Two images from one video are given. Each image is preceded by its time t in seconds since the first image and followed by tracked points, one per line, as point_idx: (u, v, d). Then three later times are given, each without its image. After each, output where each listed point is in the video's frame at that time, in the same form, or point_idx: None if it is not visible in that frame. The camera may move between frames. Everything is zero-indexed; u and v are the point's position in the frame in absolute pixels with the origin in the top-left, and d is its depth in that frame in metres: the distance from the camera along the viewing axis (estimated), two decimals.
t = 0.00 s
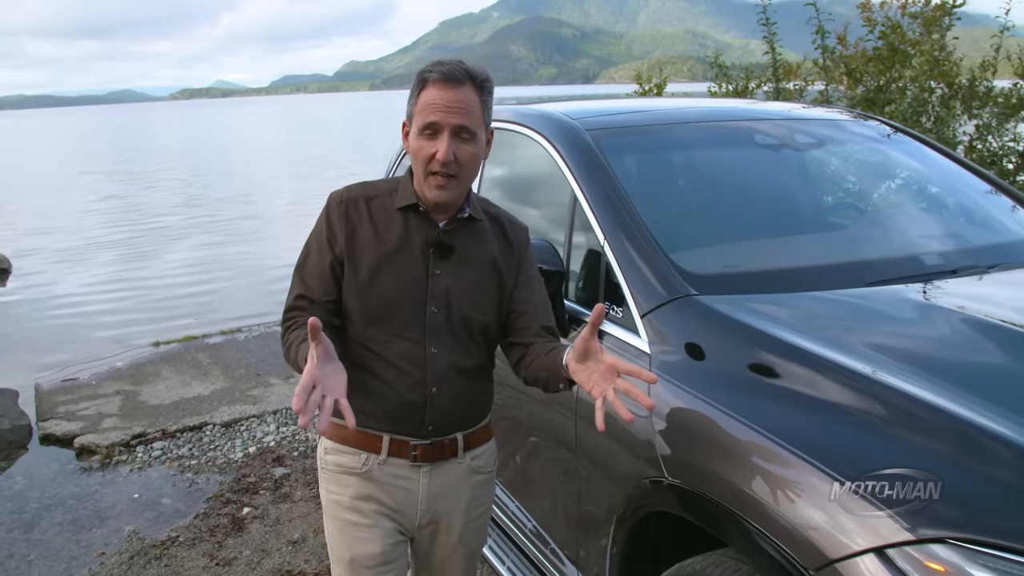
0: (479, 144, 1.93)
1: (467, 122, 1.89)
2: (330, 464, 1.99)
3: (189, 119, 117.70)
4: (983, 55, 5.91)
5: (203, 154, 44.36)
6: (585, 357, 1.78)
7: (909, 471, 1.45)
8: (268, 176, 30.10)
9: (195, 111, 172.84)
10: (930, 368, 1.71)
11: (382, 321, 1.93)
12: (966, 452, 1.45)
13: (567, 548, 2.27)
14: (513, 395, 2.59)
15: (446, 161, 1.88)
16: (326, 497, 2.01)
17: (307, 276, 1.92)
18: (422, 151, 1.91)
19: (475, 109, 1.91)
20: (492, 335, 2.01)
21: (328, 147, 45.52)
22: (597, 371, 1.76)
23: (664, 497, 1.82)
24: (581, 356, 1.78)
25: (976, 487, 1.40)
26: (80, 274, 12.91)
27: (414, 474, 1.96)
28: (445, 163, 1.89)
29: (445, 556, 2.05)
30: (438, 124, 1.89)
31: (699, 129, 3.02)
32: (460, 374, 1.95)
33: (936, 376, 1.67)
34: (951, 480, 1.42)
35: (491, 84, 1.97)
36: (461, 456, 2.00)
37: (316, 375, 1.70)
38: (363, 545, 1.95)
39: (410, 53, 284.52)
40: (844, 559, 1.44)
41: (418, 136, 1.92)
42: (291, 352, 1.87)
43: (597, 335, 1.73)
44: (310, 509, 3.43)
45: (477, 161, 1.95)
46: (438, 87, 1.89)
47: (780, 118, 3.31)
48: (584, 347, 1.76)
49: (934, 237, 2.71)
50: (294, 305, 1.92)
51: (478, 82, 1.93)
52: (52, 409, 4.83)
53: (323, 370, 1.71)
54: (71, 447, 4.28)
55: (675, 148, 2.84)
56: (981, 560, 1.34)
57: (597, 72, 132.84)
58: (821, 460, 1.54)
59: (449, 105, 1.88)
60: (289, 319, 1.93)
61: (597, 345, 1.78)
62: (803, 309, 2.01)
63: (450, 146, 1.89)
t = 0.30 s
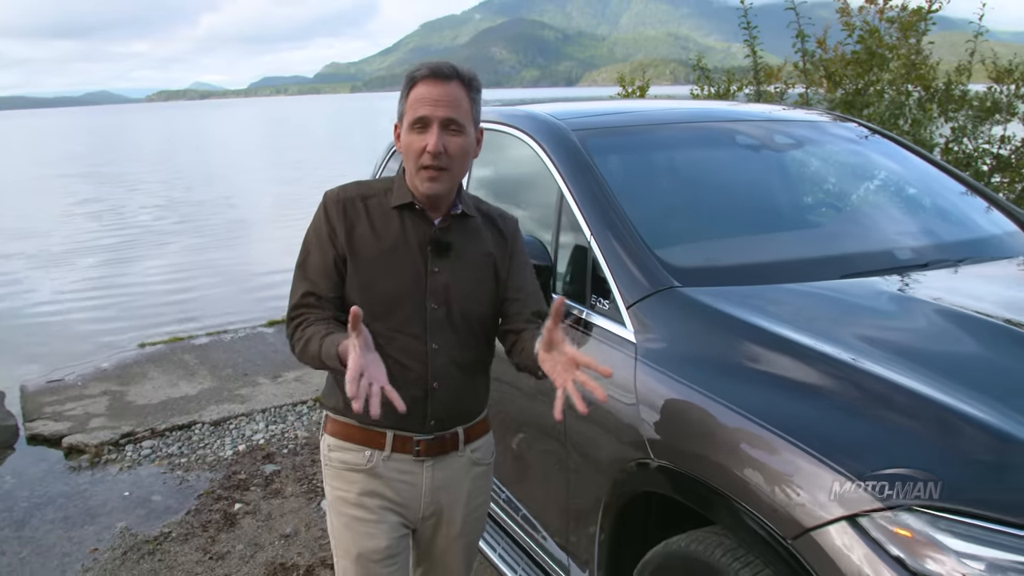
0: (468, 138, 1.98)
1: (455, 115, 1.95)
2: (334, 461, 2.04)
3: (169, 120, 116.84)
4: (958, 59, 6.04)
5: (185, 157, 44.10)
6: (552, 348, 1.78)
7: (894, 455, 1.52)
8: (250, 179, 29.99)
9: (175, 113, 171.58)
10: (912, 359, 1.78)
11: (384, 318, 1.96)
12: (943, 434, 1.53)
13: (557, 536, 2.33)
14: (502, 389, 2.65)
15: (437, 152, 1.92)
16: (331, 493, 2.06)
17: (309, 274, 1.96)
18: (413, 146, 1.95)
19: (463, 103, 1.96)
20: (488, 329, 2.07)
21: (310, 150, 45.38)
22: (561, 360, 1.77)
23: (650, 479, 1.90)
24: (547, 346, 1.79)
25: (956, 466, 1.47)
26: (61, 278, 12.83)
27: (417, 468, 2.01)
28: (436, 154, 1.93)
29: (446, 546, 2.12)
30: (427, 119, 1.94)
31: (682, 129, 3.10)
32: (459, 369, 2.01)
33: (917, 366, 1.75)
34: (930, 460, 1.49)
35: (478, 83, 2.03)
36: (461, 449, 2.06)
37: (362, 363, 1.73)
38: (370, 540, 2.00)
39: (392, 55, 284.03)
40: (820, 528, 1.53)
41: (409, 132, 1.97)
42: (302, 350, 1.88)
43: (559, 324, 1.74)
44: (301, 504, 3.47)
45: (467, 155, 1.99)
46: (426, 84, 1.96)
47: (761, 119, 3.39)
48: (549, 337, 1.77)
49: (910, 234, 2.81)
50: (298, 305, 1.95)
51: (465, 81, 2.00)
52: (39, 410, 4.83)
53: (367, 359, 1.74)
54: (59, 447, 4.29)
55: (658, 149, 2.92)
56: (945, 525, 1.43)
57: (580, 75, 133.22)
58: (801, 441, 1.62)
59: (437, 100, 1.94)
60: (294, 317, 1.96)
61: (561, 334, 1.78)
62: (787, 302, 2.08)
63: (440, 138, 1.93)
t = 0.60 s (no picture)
0: (459, 136, 1.92)
1: (443, 113, 1.88)
2: (333, 464, 2.02)
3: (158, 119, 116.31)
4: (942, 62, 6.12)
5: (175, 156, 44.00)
6: (558, 313, 1.80)
7: (877, 442, 1.58)
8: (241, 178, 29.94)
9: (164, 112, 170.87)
10: (897, 351, 1.84)
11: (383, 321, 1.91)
12: (924, 423, 1.59)
13: (550, 527, 2.38)
14: (496, 384, 2.70)
15: (426, 151, 1.86)
16: (329, 496, 2.05)
17: (307, 274, 1.90)
18: (404, 148, 1.89)
19: (451, 102, 1.90)
20: (487, 331, 2.03)
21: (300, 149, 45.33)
22: (569, 323, 1.79)
23: (638, 464, 1.95)
24: (554, 311, 1.80)
25: (935, 453, 1.53)
26: (51, 278, 12.80)
27: (416, 472, 1.99)
28: (425, 154, 1.86)
29: (444, 547, 2.11)
30: (415, 119, 1.88)
31: (671, 130, 3.16)
32: (458, 373, 1.97)
33: (901, 358, 1.81)
34: (912, 447, 1.55)
35: (468, 81, 1.97)
36: (459, 451, 2.04)
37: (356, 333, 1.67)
38: (367, 543, 2.00)
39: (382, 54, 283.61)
40: (802, 505, 1.60)
41: (399, 134, 1.91)
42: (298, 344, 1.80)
43: (567, 286, 1.77)
44: (295, 500, 3.51)
45: (460, 154, 1.93)
46: (413, 83, 1.90)
47: (749, 120, 3.45)
48: (556, 302, 1.79)
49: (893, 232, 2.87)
50: (298, 307, 1.88)
51: (453, 79, 1.94)
52: (32, 407, 4.84)
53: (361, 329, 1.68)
54: (52, 444, 4.30)
55: (649, 148, 2.97)
56: (921, 500, 1.49)
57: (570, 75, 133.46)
58: (785, 425, 1.68)
59: (425, 99, 1.88)
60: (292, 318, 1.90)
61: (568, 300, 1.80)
62: (776, 296, 2.13)
63: (429, 138, 1.87)
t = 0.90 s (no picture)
0: (438, 144, 1.84)
1: (420, 121, 1.80)
2: (309, 480, 1.97)
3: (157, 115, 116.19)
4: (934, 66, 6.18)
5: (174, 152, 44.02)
6: (547, 353, 1.79)
7: (860, 438, 1.63)
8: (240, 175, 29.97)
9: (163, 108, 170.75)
10: (881, 351, 1.89)
11: (356, 342, 1.85)
12: (907, 421, 1.64)
13: (543, 520, 2.42)
14: (491, 380, 2.76)
15: (402, 162, 1.78)
16: (304, 513, 1.99)
17: (278, 293, 1.87)
18: (377, 157, 1.81)
19: (428, 108, 1.82)
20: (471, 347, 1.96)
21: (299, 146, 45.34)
22: (558, 365, 1.78)
23: (627, 458, 2.00)
24: (542, 353, 1.80)
25: (918, 450, 1.58)
26: (50, 274, 12.84)
27: (395, 491, 1.94)
28: (401, 165, 1.79)
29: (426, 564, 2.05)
30: (390, 127, 1.81)
31: (664, 131, 3.21)
32: (438, 393, 1.91)
33: (885, 358, 1.86)
34: (895, 445, 1.60)
35: (448, 84, 1.89)
36: (440, 468, 1.99)
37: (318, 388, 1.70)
38: (343, 562, 1.93)
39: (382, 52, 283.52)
40: (780, 496, 1.66)
41: (374, 142, 1.84)
42: (262, 369, 1.84)
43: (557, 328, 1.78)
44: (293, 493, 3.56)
45: (439, 162, 1.85)
46: (388, 89, 1.82)
47: (740, 122, 3.50)
48: (546, 343, 1.79)
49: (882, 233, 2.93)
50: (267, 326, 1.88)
51: (432, 83, 1.85)
52: (31, 401, 4.88)
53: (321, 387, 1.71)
54: (51, 437, 4.35)
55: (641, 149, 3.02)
56: (898, 493, 1.55)
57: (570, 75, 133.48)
58: (767, 419, 1.74)
59: (401, 106, 1.80)
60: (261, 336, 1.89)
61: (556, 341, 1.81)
62: (763, 296, 2.19)
63: (405, 148, 1.79)
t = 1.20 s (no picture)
0: (370, 140, 1.73)
1: (346, 119, 1.70)
2: (265, 501, 1.90)
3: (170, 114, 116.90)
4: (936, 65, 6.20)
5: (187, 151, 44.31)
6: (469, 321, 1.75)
7: (840, 439, 1.68)
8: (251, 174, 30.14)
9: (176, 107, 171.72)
10: (859, 351, 1.95)
11: (300, 357, 1.76)
12: (881, 422, 1.69)
13: (531, 514, 2.48)
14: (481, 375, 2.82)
15: (329, 163, 1.68)
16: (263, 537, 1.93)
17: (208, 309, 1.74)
18: (305, 159, 1.71)
19: (356, 101, 1.71)
20: (427, 354, 1.88)
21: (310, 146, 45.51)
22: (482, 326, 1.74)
23: (607, 453, 2.07)
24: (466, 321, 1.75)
25: (890, 450, 1.64)
26: (62, 273, 13.00)
27: (355, 506, 1.87)
28: (329, 166, 1.69)
29: None
30: (315, 123, 1.70)
31: (655, 132, 3.27)
32: (392, 404, 1.83)
33: (864, 358, 1.92)
34: (871, 445, 1.66)
35: (376, 74, 1.77)
36: (402, 479, 1.91)
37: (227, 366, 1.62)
38: None
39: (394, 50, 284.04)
40: (747, 488, 1.73)
41: (301, 142, 1.73)
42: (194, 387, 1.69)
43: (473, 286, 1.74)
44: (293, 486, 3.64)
45: (373, 158, 1.75)
46: (312, 85, 1.70)
47: (731, 123, 3.56)
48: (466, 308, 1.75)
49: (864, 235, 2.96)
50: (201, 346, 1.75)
51: (359, 75, 1.73)
52: (41, 395, 4.98)
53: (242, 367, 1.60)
54: (60, 430, 4.44)
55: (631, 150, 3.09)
56: (886, 493, 1.60)
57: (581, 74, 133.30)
58: (741, 417, 1.80)
59: (325, 100, 1.69)
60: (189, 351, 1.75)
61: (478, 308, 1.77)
62: (743, 295, 2.26)
63: (332, 145, 1.69)
